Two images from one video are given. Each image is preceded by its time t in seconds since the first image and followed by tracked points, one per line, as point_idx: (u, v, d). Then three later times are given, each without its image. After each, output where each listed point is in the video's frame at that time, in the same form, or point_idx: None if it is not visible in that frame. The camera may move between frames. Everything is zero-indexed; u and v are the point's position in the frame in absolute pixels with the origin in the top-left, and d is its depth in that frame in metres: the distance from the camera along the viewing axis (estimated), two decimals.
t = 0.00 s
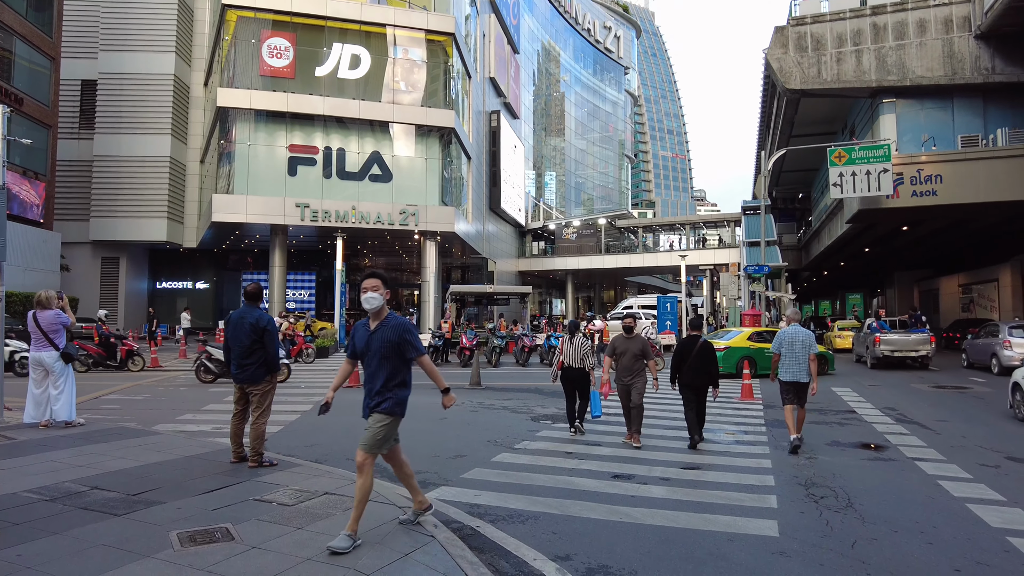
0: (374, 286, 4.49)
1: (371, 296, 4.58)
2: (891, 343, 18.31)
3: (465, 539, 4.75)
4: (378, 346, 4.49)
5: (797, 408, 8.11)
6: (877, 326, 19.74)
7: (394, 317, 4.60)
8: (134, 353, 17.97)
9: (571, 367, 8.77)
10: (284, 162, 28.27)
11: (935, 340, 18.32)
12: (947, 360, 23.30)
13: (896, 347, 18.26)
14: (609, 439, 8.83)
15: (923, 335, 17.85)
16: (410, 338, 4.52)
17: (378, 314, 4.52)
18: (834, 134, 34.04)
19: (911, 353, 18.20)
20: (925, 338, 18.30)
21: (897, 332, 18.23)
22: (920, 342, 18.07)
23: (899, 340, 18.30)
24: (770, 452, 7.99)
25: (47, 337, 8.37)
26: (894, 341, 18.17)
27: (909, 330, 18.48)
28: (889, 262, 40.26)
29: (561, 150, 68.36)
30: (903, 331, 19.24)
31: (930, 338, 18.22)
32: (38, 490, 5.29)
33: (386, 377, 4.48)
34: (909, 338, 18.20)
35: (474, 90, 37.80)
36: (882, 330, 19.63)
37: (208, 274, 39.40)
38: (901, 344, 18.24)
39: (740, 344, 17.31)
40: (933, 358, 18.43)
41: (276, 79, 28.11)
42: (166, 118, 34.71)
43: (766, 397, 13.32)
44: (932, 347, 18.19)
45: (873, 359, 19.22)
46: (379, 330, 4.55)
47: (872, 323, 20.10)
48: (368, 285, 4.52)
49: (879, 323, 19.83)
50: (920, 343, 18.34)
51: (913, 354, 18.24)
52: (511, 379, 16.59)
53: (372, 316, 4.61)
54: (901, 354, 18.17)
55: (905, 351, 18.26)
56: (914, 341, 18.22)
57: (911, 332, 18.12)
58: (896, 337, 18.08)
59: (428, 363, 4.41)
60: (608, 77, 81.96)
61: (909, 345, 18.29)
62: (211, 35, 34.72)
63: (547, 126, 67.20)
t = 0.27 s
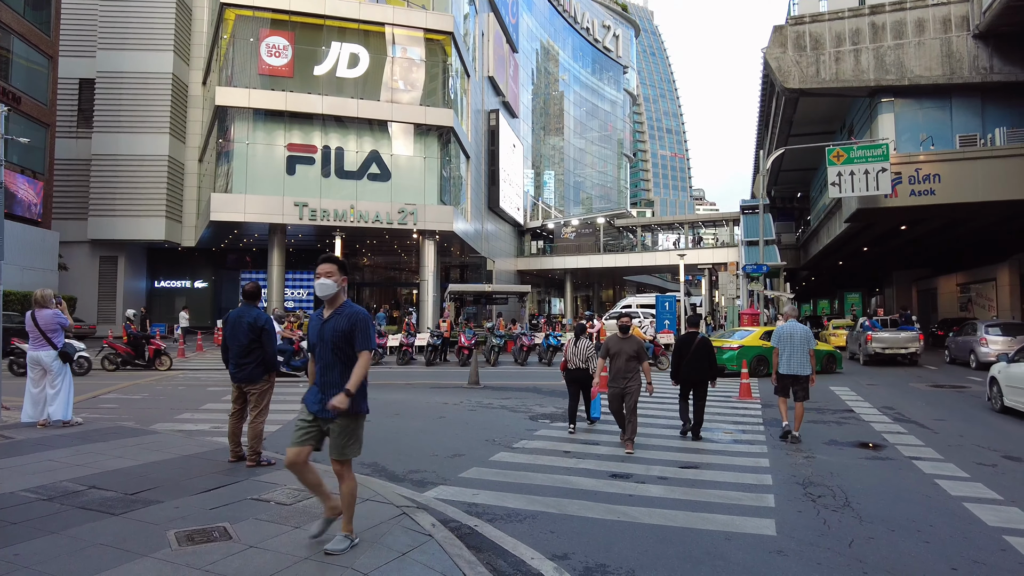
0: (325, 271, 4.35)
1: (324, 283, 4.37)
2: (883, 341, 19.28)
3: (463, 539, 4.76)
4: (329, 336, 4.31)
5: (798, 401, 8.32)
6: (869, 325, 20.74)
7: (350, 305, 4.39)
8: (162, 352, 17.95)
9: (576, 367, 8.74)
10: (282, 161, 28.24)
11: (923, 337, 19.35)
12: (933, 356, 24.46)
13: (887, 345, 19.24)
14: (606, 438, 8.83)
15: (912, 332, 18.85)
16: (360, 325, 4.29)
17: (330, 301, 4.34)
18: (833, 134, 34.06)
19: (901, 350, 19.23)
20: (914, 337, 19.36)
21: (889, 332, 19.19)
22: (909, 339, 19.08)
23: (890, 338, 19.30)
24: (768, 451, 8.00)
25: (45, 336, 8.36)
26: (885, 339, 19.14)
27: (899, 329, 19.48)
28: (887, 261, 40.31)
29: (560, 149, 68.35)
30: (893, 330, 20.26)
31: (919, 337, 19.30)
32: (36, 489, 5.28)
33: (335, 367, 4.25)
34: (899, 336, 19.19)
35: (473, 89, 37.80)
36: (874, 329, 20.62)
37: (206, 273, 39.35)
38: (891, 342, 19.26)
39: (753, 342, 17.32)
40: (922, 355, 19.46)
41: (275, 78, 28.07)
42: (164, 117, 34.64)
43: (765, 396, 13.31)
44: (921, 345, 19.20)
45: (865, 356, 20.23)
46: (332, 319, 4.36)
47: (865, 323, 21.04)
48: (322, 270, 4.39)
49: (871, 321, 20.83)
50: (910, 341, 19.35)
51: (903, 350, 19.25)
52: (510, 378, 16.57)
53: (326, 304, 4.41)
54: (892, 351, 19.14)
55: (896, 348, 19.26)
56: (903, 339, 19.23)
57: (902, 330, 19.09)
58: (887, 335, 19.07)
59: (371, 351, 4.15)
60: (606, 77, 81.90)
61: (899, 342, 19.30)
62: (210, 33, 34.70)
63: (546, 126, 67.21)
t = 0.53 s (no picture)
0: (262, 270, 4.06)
1: (261, 284, 4.02)
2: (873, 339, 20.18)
3: (461, 538, 4.76)
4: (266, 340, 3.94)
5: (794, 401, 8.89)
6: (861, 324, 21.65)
7: (288, 308, 4.06)
8: (188, 353, 17.91)
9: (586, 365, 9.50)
10: (281, 160, 28.20)
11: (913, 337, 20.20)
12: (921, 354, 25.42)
13: (878, 343, 20.07)
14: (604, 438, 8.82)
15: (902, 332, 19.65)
16: (297, 327, 3.96)
17: (267, 303, 4.03)
18: (831, 134, 34.09)
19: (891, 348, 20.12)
20: (903, 335, 20.33)
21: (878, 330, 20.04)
22: (899, 338, 19.93)
23: (880, 337, 20.16)
24: (766, 451, 8.00)
25: (44, 336, 8.33)
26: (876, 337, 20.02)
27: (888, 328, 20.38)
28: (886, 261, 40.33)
29: (559, 149, 68.38)
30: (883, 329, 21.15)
31: (908, 335, 20.27)
32: (32, 490, 5.27)
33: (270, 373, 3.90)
34: (889, 335, 20.05)
35: (471, 89, 37.80)
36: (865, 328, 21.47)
37: (204, 272, 39.55)
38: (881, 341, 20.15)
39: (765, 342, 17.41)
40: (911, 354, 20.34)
41: (273, 78, 28.04)
42: (162, 117, 34.60)
43: (763, 396, 13.31)
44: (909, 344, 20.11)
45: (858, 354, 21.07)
46: (269, 324, 4.00)
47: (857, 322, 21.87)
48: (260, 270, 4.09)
49: (863, 320, 21.72)
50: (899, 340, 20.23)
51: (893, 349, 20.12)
52: (508, 378, 16.57)
53: (263, 307, 4.05)
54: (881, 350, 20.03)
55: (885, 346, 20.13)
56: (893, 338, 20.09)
57: (891, 330, 19.94)
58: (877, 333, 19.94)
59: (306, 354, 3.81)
60: (605, 76, 81.91)
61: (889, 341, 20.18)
62: (208, 33, 34.67)
63: (545, 126, 67.22)
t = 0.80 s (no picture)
0: (196, 256, 3.62)
1: (194, 272, 3.60)
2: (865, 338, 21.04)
3: (459, 538, 4.76)
4: (200, 334, 3.55)
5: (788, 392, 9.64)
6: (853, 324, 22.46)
7: (226, 297, 3.67)
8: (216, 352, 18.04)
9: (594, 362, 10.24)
10: (280, 160, 28.18)
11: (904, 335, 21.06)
12: (908, 353, 26.59)
13: (870, 341, 20.90)
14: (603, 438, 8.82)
15: (894, 331, 20.51)
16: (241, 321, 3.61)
17: (201, 291, 3.60)
18: (830, 134, 34.12)
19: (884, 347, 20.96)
20: (894, 334, 21.16)
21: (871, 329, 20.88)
22: (890, 337, 20.82)
23: (872, 336, 21.01)
24: (765, 451, 8.02)
25: (44, 336, 8.33)
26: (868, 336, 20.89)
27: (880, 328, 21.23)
28: (884, 261, 40.38)
29: (557, 149, 68.44)
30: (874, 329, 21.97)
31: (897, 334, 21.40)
32: (31, 490, 5.26)
33: (206, 371, 3.52)
34: (881, 334, 20.92)
35: (470, 89, 37.79)
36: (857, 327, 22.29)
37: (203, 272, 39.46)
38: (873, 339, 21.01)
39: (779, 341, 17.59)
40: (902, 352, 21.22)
41: (272, 77, 28.02)
42: (161, 116, 34.56)
43: (761, 396, 13.33)
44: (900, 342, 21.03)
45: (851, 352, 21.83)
46: (203, 314, 3.60)
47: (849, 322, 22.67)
48: (190, 254, 3.63)
49: (855, 320, 22.49)
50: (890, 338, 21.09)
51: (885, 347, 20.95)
52: (507, 378, 16.57)
53: (198, 296, 3.65)
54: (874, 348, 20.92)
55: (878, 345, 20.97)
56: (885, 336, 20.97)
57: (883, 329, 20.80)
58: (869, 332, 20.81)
59: (259, 354, 3.54)
60: (604, 76, 81.94)
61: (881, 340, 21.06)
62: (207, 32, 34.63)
63: (543, 126, 67.26)
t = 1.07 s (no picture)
0: (131, 258, 3.25)
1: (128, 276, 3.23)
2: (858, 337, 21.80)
3: (458, 539, 4.76)
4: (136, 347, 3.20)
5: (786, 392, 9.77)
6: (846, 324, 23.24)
7: (166, 306, 3.36)
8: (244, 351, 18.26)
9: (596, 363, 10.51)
10: (278, 160, 28.15)
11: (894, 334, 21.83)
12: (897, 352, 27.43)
13: (863, 340, 21.65)
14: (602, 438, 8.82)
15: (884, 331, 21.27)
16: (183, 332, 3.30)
17: (138, 298, 3.26)
18: (829, 134, 34.16)
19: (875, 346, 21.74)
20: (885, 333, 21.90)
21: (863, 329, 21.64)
22: (882, 336, 21.60)
23: (865, 335, 21.76)
24: (763, 451, 8.02)
25: (47, 336, 8.35)
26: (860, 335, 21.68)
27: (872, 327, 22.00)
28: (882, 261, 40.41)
29: (556, 149, 68.51)
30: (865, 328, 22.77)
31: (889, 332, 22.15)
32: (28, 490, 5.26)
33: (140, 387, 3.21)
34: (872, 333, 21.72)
35: (469, 89, 37.79)
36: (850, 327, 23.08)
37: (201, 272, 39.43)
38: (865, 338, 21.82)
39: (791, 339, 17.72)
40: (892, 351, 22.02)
41: (271, 77, 28.00)
42: (159, 116, 34.52)
43: (760, 396, 13.33)
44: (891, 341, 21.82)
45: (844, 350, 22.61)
46: (139, 323, 3.26)
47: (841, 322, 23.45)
48: (125, 254, 3.25)
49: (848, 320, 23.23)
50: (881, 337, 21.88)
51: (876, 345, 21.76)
52: (506, 378, 16.55)
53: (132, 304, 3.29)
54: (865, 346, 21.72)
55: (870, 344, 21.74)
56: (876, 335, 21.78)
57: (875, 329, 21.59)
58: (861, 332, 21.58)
59: (208, 369, 3.34)
60: (603, 76, 82.01)
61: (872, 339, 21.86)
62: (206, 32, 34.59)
63: (542, 125, 67.30)
